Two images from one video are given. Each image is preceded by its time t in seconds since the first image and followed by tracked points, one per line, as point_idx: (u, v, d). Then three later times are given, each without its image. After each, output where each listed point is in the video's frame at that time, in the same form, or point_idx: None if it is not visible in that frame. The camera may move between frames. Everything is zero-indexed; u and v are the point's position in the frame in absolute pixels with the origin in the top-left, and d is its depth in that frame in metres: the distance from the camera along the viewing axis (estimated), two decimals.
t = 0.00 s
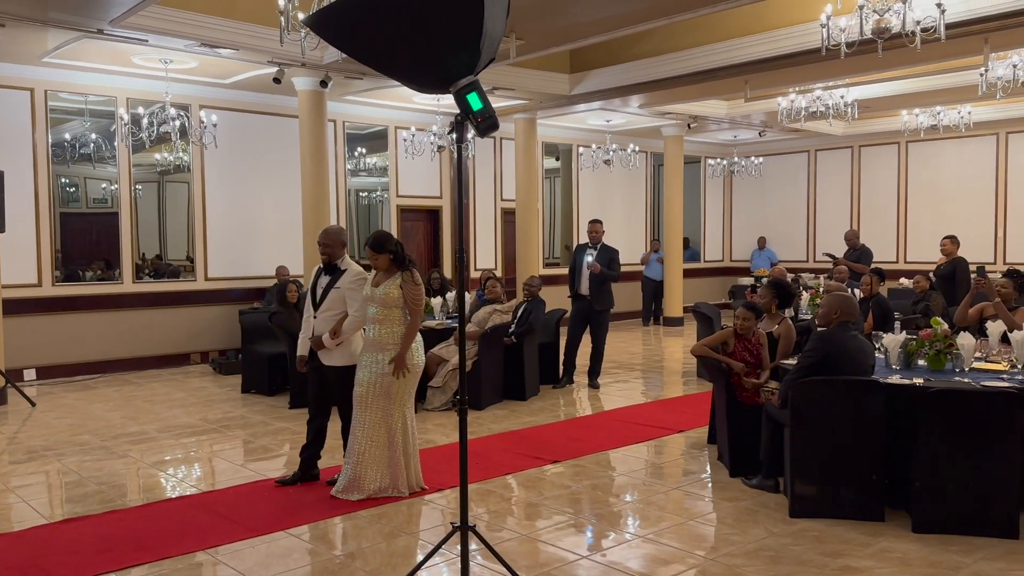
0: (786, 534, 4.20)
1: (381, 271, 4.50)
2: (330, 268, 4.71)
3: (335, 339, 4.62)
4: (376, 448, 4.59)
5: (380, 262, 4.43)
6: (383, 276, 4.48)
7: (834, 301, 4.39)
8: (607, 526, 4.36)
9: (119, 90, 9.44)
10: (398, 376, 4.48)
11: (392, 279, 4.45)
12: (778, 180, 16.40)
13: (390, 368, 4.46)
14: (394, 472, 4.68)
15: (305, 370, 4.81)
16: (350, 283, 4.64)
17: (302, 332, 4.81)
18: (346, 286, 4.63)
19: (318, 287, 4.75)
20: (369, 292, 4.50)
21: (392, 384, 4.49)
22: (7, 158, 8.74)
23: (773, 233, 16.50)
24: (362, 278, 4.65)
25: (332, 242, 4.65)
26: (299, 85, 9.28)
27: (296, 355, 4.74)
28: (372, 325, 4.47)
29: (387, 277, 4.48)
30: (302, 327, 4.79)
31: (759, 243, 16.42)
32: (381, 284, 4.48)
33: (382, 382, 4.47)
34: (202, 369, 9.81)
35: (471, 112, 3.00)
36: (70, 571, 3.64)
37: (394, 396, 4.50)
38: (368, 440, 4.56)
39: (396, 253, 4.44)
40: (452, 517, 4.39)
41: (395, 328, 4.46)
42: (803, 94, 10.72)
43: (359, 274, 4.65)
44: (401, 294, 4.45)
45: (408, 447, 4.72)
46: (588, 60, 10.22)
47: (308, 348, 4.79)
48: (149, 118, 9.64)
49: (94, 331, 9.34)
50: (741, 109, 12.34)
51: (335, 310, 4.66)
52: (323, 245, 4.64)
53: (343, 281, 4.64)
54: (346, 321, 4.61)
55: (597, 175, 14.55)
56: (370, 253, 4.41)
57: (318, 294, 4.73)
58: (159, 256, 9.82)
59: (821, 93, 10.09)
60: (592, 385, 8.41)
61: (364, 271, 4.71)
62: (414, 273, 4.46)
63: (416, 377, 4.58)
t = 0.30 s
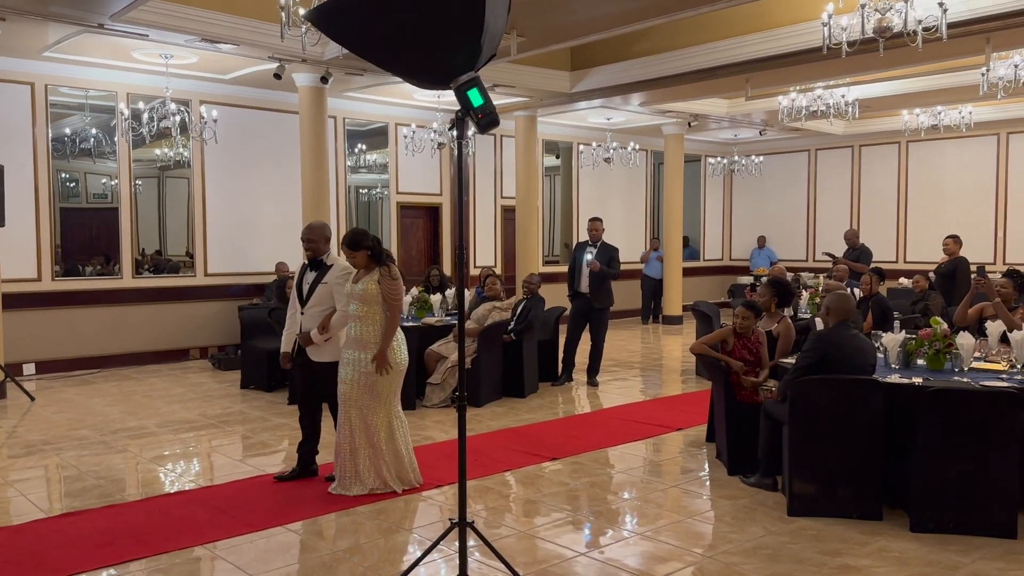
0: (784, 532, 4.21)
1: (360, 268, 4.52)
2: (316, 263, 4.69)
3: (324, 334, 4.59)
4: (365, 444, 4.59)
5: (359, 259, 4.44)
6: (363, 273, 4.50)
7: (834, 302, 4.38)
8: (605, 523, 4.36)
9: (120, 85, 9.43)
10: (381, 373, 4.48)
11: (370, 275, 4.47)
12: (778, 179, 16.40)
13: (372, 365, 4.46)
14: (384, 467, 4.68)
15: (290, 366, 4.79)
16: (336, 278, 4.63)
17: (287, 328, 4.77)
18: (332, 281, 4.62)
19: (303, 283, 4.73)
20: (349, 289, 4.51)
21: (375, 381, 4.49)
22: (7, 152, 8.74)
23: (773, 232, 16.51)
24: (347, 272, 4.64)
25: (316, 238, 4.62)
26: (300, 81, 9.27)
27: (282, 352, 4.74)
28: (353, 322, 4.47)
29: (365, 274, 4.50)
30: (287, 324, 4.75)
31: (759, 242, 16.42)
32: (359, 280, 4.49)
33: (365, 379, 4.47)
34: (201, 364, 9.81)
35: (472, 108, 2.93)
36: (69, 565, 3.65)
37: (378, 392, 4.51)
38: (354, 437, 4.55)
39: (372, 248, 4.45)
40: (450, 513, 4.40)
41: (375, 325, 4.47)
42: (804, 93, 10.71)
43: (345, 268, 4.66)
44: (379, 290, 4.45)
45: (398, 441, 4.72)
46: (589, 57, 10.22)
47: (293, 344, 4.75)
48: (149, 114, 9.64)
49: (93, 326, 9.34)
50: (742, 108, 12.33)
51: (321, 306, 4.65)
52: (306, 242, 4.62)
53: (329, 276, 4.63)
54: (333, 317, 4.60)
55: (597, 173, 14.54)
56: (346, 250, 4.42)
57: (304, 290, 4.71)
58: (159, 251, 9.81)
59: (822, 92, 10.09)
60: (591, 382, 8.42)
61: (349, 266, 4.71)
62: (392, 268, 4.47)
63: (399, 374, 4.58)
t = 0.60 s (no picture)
0: (788, 529, 4.21)
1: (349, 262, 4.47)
2: (311, 258, 4.68)
3: (320, 327, 4.59)
4: (361, 438, 4.59)
5: (346, 255, 4.37)
6: (351, 267, 4.46)
7: (837, 300, 4.39)
8: (609, 519, 4.38)
9: (127, 79, 9.46)
10: (370, 367, 4.46)
11: (358, 269, 4.42)
12: (784, 176, 16.37)
13: (362, 359, 4.45)
14: (382, 461, 4.68)
15: (287, 362, 4.77)
16: (330, 271, 4.62)
17: (284, 323, 4.78)
18: (326, 275, 4.62)
19: (298, 278, 4.74)
20: (338, 283, 4.49)
21: (366, 375, 4.48)
22: (15, 146, 8.76)
23: (779, 229, 16.48)
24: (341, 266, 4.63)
25: (307, 233, 4.63)
26: (306, 76, 9.28)
27: (278, 348, 4.72)
28: (343, 317, 4.45)
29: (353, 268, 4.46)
30: (283, 318, 4.75)
31: (764, 239, 16.40)
32: (348, 275, 4.45)
33: (355, 373, 4.47)
34: (207, 358, 9.85)
35: (478, 104, 2.93)
36: (77, 557, 3.67)
37: (369, 386, 4.50)
38: (348, 432, 4.57)
39: (360, 242, 4.38)
40: (454, 508, 4.41)
41: (365, 318, 4.45)
42: (811, 90, 10.69)
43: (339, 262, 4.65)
44: (367, 283, 4.41)
45: (394, 433, 4.72)
46: (595, 53, 10.21)
47: (290, 339, 4.76)
48: (156, 108, 9.66)
49: (100, 320, 9.38)
50: (749, 105, 12.30)
51: (316, 300, 4.63)
52: (298, 237, 4.62)
53: (323, 269, 4.62)
54: (329, 310, 4.59)
55: (603, 169, 14.53)
56: (332, 246, 4.37)
57: (299, 284, 4.72)
58: (165, 246, 9.84)
59: (829, 89, 10.06)
60: (595, 379, 8.43)
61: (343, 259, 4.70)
62: (379, 261, 4.40)
63: (390, 367, 4.57)
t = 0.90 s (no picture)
0: (796, 526, 4.21)
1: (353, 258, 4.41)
2: (311, 253, 4.72)
3: (321, 322, 4.55)
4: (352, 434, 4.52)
5: (349, 252, 4.30)
6: (354, 263, 4.40)
7: (841, 297, 4.43)
8: (617, 514, 4.38)
9: (138, 74, 9.50)
10: (364, 362, 4.36)
11: (361, 266, 4.36)
12: (794, 172, 16.30)
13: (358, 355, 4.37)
14: (374, 459, 4.63)
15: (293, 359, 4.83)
16: (331, 266, 4.65)
17: (288, 319, 4.79)
18: (326, 269, 4.64)
19: (300, 274, 4.76)
20: (341, 279, 4.44)
21: (360, 371, 4.38)
22: (26, 141, 8.80)
23: (789, 225, 16.41)
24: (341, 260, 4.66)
25: (308, 229, 4.66)
26: (316, 71, 9.28)
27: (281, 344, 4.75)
28: (346, 311, 4.42)
29: (356, 264, 4.39)
30: (287, 315, 4.77)
31: (774, 235, 16.34)
32: (351, 271, 4.40)
33: (350, 367, 4.40)
34: (217, 353, 9.89)
35: (488, 99, 2.98)
36: (88, 549, 3.70)
37: (362, 382, 4.39)
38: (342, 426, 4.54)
39: (362, 239, 4.29)
40: (463, 503, 4.42)
41: (366, 314, 4.39)
42: (821, 86, 10.64)
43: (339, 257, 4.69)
44: (369, 280, 4.34)
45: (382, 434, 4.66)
46: (605, 48, 10.18)
47: (294, 337, 4.77)
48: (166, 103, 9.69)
49: (111, 314, 9.43)
50: (759, 100, 12.25)
51: (318, 295, 4.65)
52: (298, 232, 4.66)
53: (324, 264, 4.64)
54: (330, 304, 4.57)
55: (612, 165, 14.50)
56: (334, 242, 4.29)
57: (301, 280, 4.74)
58: (175, 241, 9.88)
59: (840, 85, 10.01)
60: (603, 375, 8.42)
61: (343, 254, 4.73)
62: (381, 258, 4.34)
63: (386, 364, 4.45)
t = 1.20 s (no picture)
0: (807, 523, 4.20)
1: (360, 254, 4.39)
2: (318, 249, 4.71)
3: (326, 317, 4.54)
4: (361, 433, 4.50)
5: (356, 249, 4.30)
6: (361, 259, 4.37)
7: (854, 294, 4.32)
8: (626, 511, 4.38)
9: (150, 70, 9.53)
10: (370, 357, 4.34)
11: (367, 262, 4.33)
12: (807, 168, 16.21)
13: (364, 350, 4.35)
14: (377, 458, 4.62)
15: (301, 354, 4.82)
16: (337, 261, 4.63)
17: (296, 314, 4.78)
18: (333, 265, 4.63)
19: (307, 269, 4.76)
20: (348, 274, 4.42)
21: (366, 366, 4.37)
22: (39, 137, 8.86)
23: (801, 221, 16.33)
24: (346, 257, 4.64)
25: (315, 224, 4.64)
26: (327, 67, 9.30)
27: (290, 340, 4.74)
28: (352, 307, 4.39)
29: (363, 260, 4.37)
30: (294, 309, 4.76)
31: (786, 231, 16.27)
32: (357, 267, 4.37)
33: (357, 362, 4.39)
34: (228, 348, 9.94)
35: (498, 95, 2.99)
36: (101, 542, 3.73)
37: (367, 378, 4.37)
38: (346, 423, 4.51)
39: (369, 235, 4.28)
40: (472, 499, 4.43)
41: (373, 310, 4.36)
42: (834, 81, 10.57)
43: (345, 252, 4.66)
44: (376, 277, 4.31)
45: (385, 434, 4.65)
46: (616, 43, 10.15)
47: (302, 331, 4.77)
48: (178, 99, 9.73)
49: (124, 309, 9.49)
50: (771, 95, 12.18)
51: (324, 290, 4.64)
52: (306, 227, 4.64)
53: (330, 260, 4.64)
54: (335, 299, 4.55)
55: (623, 161, 14.46)
56: (341, 238, 4.28)
57: (307, 275, 4.74)
58: (188, 236, 9.93)
59: (853, 80, 9.94)
60: (613, 371, 8.41)
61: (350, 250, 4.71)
62: (388, 254, 4.30)
63: (391, 359, 4.42)
